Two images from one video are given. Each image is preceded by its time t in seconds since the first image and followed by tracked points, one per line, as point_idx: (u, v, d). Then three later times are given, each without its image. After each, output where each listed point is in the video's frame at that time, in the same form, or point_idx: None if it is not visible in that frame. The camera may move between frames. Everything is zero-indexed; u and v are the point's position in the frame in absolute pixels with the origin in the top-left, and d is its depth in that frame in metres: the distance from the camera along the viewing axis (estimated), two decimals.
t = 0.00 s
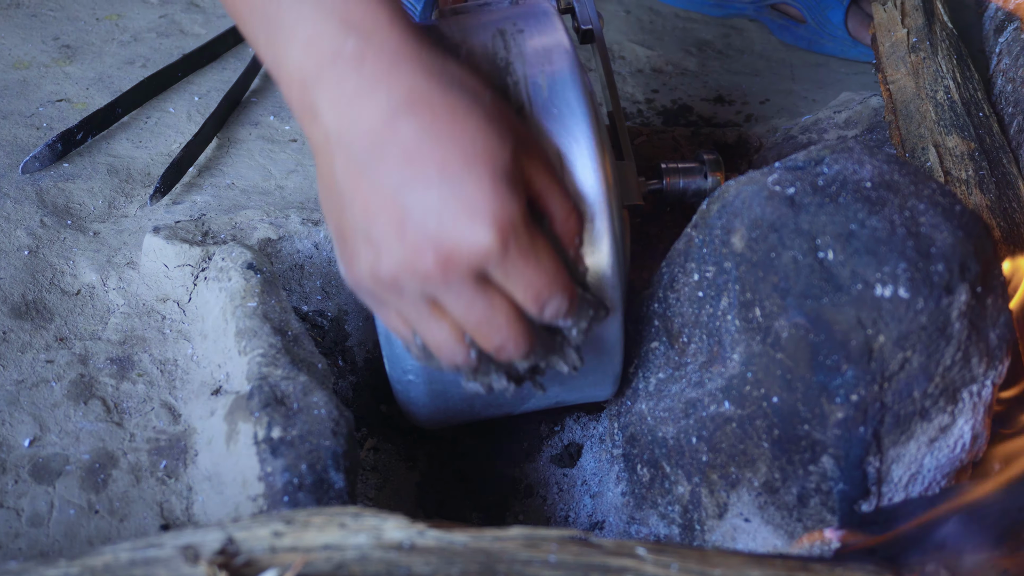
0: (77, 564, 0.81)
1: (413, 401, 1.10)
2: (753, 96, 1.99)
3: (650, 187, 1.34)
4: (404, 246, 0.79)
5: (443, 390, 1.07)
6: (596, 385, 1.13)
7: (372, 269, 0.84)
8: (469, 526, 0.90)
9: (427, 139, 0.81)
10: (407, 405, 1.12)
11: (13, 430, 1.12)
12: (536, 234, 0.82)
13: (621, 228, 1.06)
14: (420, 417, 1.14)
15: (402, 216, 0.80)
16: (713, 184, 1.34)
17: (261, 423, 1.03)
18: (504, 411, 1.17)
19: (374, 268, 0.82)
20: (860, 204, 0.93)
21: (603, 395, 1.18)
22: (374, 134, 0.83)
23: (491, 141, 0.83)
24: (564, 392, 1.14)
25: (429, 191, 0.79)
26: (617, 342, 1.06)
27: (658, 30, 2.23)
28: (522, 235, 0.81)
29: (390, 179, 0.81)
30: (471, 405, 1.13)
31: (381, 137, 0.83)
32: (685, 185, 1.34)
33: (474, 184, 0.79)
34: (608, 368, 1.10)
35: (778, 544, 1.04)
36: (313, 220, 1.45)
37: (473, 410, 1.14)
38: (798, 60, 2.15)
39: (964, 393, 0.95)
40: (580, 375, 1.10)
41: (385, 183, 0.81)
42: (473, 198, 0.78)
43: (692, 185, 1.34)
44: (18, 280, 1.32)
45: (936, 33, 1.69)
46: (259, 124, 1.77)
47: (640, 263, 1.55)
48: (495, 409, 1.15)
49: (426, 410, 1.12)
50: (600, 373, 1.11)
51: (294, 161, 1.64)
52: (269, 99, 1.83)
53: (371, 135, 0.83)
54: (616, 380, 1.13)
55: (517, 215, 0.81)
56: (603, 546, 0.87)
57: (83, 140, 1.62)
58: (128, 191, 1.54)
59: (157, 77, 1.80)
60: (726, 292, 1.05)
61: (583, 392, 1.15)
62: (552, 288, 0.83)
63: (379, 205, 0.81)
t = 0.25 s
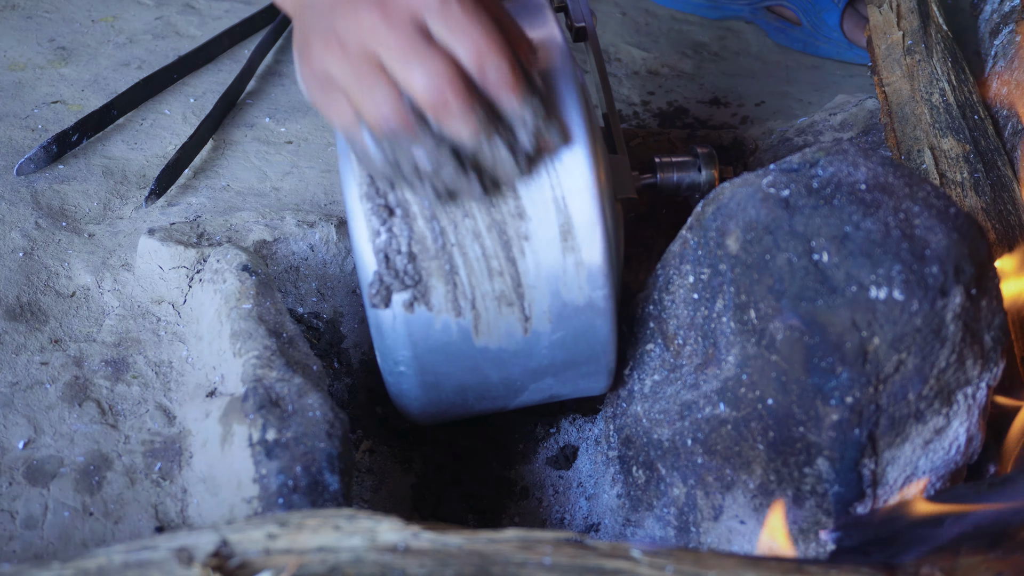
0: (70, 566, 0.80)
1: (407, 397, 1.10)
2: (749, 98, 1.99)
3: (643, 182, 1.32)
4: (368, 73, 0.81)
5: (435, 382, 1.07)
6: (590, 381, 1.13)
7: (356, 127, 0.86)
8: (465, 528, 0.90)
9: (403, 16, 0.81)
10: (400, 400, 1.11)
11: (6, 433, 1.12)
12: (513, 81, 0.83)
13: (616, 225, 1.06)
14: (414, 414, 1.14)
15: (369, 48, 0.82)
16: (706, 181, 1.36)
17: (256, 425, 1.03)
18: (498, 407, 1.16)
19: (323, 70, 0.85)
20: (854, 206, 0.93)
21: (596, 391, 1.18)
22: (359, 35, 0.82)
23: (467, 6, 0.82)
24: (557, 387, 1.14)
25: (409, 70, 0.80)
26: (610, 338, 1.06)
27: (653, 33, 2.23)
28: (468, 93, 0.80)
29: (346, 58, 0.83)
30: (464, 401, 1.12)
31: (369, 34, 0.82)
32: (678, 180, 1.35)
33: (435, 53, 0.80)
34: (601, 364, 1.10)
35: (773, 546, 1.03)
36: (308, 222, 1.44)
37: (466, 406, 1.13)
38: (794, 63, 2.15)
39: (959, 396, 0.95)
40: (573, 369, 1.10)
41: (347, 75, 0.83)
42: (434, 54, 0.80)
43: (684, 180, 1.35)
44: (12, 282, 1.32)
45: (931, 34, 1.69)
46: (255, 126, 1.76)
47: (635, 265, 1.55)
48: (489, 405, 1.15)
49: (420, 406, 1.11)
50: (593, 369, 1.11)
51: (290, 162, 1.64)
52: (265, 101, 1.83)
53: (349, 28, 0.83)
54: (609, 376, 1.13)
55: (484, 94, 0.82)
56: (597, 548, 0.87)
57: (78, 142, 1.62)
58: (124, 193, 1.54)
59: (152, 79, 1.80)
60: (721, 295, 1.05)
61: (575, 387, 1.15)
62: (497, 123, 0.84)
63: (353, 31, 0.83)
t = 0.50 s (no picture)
0: (70, 569, 0.80)
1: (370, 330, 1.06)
2: (748, 100, 1.99)
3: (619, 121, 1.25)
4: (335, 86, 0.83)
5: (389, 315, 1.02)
6: (560, 315, 1.04)
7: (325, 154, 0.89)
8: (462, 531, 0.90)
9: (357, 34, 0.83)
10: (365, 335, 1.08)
11: (5, 435, 1.12)
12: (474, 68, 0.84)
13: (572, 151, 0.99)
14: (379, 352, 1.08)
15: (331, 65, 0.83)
16: (686, 119, 1.26)
17: (255, 428, 1.03)
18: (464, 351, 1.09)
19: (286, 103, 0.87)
20: (854, 208, 0.94)
21: (572, 325, 1.06)
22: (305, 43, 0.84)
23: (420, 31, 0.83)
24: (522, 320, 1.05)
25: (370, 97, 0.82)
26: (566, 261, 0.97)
27: (652, 35, 2.23)
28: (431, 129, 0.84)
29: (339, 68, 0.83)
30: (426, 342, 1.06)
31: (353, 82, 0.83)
32: (657, 117, 1.26)
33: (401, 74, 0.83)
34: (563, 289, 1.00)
35: (772, 549, 1.04)
36: (307, 225, 1.44)
37: (429, 346, 1.07)
38: (792, 66, 2.15)
39: (959, 398, 0.96)
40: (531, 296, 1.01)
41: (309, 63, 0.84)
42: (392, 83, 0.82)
43: (661, 118, 1.26)
44: (11, 284, 1.32)
45: (930, 38, 1.70)
46: (253, 128, 1.76)
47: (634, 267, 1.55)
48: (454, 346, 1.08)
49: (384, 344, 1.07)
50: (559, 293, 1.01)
51: (289, 165, 1.63)
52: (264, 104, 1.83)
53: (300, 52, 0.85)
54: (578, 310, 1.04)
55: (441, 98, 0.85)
56: (598, 550, 0.87)
57: (76, 144, 1.62)
58: (122, 196, 1.54)
59: (151, 82, 1.80)
60: (721, 297, 1.05)
61: (549, 326, 1.06)
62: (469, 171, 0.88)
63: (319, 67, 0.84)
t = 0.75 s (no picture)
0: (70, 571, 0.80)
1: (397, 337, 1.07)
2: (747, 102, 2.00)
3: (631, 125, 1.25)
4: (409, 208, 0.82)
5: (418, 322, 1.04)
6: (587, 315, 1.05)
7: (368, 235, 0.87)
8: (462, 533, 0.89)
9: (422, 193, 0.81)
10: (391, 342, 1.09)
11: (5, 438, 1.12)
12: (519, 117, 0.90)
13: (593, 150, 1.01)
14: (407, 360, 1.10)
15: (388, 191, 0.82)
16: (698, 121, 1.25)
17: (255, 430, 1.03)
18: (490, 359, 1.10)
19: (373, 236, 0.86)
20: (853, 210, 0.94)
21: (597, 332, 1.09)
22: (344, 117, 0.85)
23: (466, 104, 0.84)
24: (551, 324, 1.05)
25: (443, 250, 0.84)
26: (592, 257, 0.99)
27: (652, 37, 2.23)
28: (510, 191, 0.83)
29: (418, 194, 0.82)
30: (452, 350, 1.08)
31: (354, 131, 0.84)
32: (668, 120, 1.25)
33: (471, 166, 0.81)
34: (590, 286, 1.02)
35: (772, 550, 1.04)
36: (307, 227, 1.44)
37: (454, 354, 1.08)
38: (791, 68, 2.15)
39: (958, 400, 0.96)
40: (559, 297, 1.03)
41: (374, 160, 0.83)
42: (460, 157, 0.81)
43: (672, 119, 1.25)
44: (11, 286, 1.32)
45: (928, 39, 1.70)
46: (253, 130, 1.76)
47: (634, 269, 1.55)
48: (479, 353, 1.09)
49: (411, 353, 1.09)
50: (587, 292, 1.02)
51: (289, 167, 1.64)
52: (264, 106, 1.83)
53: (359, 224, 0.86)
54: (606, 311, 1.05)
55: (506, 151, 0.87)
56: (598, 553, 0.87)
57: (76, 146, 1.62)
58: (122, 198, 1.54)
59: (151, 84, 1.80)
60: (721, 299, 1.05)
61: (576, 328, 1.07)
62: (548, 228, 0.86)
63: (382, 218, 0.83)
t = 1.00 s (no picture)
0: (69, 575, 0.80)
1: (366, 345, 1.09)
2: (746, 105, 2.00)
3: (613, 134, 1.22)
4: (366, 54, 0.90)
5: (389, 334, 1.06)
6: (557, 326, 1.06)
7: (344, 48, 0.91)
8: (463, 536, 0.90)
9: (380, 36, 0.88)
10: (361, 350, 1.11)
11: (5, 440, 1.12)
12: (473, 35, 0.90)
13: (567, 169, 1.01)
14: (378, 366, 1.12)
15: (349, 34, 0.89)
16: (682, 132, 1.19)
17: (254, 433, 1.03)
18: (463, 364, 1.12)
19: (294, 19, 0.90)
20: (852, 213, 0.94)
21: (571, 346, 1.11)
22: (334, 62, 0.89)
23: None
24: (520, 332, 1.07)
25: None
26: (559, 277, 1.00)
27: (651, 40, 2.23)
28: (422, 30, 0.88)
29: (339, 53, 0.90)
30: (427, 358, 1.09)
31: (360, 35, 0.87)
32: (652, 128, 1.20)
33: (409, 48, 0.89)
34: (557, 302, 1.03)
35: (771, 553, 1.04)
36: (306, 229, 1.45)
37: (428, 361, 1.10)
38: (790, 70, 2.15)
39: (957, 403, 0.96)
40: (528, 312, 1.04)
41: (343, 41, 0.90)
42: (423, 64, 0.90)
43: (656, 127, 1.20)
44: (11, 289, 1.32)
45: (928, 41, 1.71)
46: (253, 132, 1.76)
47: (634, 271, 1.55)
48: (453, 360, 1.10)
49: (382, 362, 1.11)
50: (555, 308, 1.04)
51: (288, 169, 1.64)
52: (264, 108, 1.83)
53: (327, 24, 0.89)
54: (575, 326, 1.06)
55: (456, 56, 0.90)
56: (596, 556, 0.87)
57: (76, 148, 1.62)
58: (121, 200, 1.54)
59: (151, 86, 1.80)
60: (720, 302, 1.05)
61: (548, 339, 1.09)
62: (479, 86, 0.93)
63: None
